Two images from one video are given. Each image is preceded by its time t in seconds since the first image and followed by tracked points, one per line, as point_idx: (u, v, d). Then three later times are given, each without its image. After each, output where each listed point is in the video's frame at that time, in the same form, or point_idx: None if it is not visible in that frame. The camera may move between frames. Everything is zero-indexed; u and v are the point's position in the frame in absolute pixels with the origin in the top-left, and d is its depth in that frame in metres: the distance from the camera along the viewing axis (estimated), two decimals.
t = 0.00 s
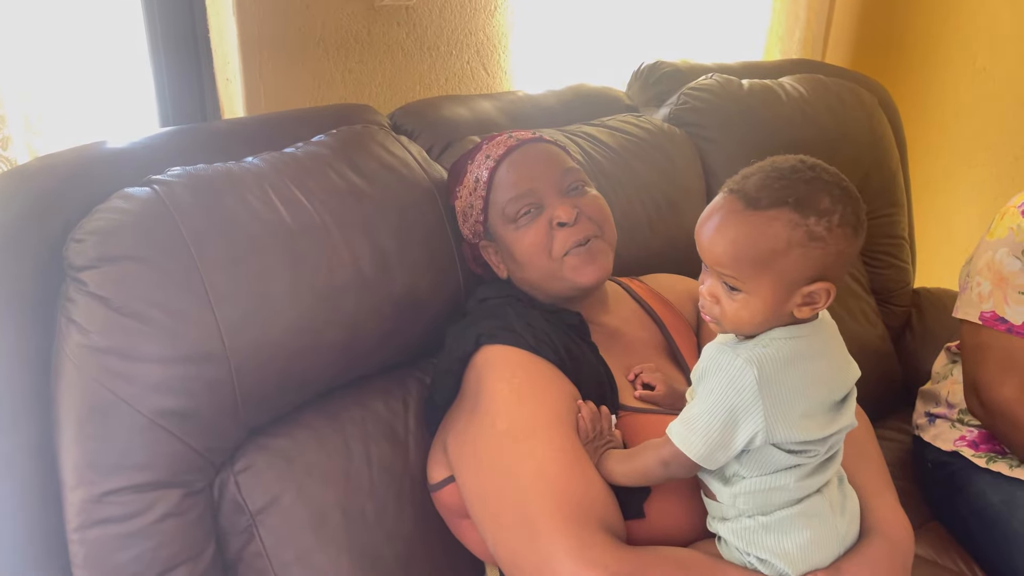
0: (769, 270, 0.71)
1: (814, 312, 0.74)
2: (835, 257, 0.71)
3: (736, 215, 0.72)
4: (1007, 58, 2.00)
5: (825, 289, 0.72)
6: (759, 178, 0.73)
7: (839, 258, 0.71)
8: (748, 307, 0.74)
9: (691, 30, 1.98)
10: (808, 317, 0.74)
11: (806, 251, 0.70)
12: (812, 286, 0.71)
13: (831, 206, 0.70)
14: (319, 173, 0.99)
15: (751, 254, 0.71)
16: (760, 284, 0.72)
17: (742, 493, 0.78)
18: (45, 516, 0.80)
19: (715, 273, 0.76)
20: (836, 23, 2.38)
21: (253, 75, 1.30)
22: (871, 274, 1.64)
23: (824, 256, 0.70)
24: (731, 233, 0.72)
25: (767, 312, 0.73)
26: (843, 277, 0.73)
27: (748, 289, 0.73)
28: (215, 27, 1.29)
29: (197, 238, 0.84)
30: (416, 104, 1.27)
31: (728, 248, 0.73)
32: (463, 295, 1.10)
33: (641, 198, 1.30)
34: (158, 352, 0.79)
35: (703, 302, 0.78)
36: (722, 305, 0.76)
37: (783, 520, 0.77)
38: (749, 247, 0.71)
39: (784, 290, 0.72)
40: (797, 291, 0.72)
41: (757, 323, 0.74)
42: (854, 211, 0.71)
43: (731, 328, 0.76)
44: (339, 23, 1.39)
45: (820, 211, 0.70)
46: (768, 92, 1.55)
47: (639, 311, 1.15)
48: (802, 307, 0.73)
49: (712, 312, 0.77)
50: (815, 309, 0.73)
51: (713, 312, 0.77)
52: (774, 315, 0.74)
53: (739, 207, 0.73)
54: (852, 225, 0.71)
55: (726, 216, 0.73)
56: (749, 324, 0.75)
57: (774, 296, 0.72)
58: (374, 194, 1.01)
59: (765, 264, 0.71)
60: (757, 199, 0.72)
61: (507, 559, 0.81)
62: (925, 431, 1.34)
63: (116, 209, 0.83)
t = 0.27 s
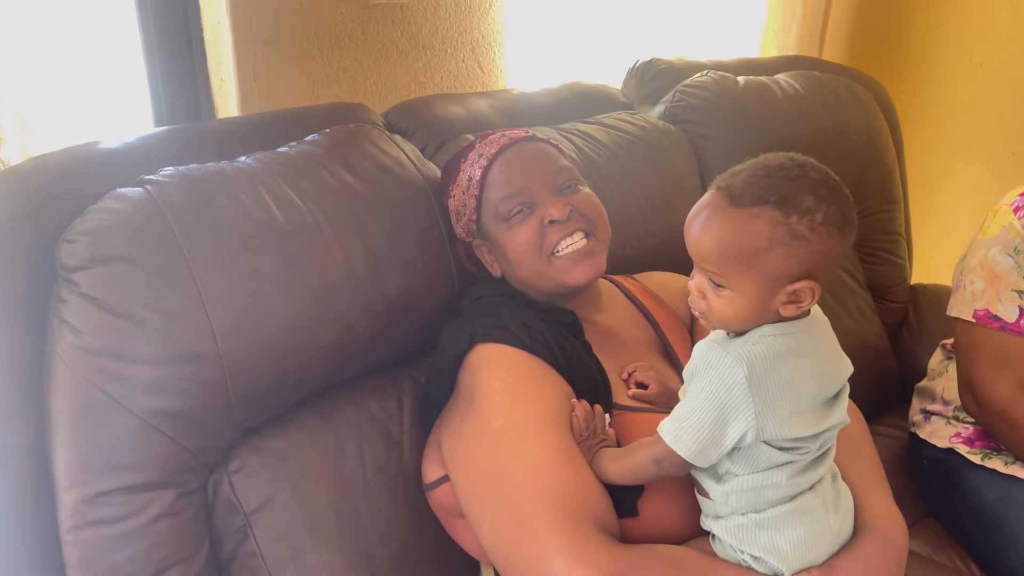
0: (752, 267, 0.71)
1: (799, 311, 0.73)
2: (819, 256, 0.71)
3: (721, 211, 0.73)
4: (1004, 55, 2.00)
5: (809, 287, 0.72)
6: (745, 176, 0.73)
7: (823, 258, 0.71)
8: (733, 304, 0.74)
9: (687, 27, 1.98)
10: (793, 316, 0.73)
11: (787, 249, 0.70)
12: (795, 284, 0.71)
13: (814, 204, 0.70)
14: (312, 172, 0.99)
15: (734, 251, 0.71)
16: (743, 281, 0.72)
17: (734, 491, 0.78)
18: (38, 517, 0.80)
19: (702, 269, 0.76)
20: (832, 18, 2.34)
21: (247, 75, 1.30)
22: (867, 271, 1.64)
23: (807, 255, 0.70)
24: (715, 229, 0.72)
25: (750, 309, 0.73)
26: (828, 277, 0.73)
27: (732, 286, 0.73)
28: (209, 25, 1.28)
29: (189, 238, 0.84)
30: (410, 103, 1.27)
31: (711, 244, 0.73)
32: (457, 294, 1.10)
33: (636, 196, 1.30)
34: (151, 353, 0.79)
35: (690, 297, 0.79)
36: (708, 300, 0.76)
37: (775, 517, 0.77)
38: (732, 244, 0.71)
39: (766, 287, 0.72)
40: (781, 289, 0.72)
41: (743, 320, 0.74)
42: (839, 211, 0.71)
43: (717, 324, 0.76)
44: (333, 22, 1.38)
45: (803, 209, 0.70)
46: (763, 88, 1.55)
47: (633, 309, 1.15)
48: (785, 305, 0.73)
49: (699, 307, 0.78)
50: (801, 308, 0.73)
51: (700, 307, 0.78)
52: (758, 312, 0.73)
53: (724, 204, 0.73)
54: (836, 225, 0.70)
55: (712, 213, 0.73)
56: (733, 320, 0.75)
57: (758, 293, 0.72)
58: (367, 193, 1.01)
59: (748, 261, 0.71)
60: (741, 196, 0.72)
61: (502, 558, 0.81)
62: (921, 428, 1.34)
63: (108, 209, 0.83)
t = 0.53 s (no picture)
0: (751, 264, 0.71)
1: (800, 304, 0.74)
2: (815, 247, 0.71)
3: (714, 210, 0.72)
4: (1001, 50, 1.99)
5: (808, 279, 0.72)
6: (735, 173, 0.73)
7: (818, 248, 0.71)
8: (733, 303, 0.74)
9: (683, 23, 1.97)
10: (794, 309, 0.73)
11: (785, 242, 0.70)
12: (795, 277, 0.71)
13: (807, 196, 0.70)
14: (307, 172, 0.98)
15: (732, 250, 0.71)
16: (743, 279, 0.72)
17: (729, 490, 0.78)
18: (35, 517, 0.81)
19: (698, 271, 0.76)
20: (830, 13, 2.33)
21: (242, 74, 1.29)
22: (864, 267, 1.64)
23: (804, 246, 0.70)
24: (711, 229, 0.72)
25: (752, 306, 0.73)
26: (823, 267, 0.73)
27: (732, 284, 0.73)
28: (203, 24, 1.27)
29: (184, 238, 0.84)
30: (406, 102, 1.27)
31: (708, 244, 0.72)
32: (453, 293, 1.10)
33: (632, 193, 1.30)
34: (147, 353, 0.79)
35: (688, 301, 0.78)
36: (707, 303, 0.76)
37: (770, 515, 0.77)
38: (729, 242, 0.71)
39: (767, 283, 0.72)
40: (782, 283, 0.72)
41: (742, 319, 0.74)
42: (830, 201, 0.71)
43: (717, 326, 0.76)
44: (328, 20, 1.38)
45: (797, 201, 0.70)
46: (759, 85, 1.55)
47: (629, 307, 1.15)
48: (786, 299, 0.73)
49: (698, 309, 0.77)
50: (800, 301, 0.73)
51: (699, 311, 0.77)
52: (759, 309, 0.73)
53: (717, 202, 0.73)
54: (829, 214, 0.71)
55: (705, 213, 0.73)
56: (735, 319, 0.74)
57: (758, 290, 0.72)
58: (363, 192, 1.01)
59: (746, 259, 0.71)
60: (734, 194, 0.72)
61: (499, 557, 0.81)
62: (918, 424, 1.34)
63: (103, 210, 0.83)
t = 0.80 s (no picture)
0: (743, 258, 0.71)
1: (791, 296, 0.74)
2: (806, 240, 0.71)
3: (706, 205, 0.72)
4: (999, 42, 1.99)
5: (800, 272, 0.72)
6: (725, 167, 0.73)
7: (810, 240, 0.71)
8: (725, 297, 0.73)
9: (680, 17, 1.97)
10: (786, 302, 0.74)
11: (777, 235, 0.70)
12: (787, 269, 0.71)
13: (798, 188, 0.70)
14: (301, 168, 0.98)
15: (724, 244, 0.71)
16: (735, 273, 0.72)
17: (724, 483, 0.78)
18: (32, 516, 0.80)
19: (690, 266, 0.75)
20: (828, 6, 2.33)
21: (237, 70, 1.29)
22: (862, 260, 1.64)
23: (796, 239, 0.70)
24: (702, 224, 0.72)
25: (744, 299, 0.73)
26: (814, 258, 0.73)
27: (724, 278, 0.73)
28: (199, 21, 1.27)
29: (178, 235, 0.83)
30: (401, 97, 1.26)
31: (700, 238, 0.72)
32: (449, 289, 1.09)
33: (628, 188, 1.30)
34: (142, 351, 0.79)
35: (679, 295, 0.78)
36: (699, 297, 0.76)
37: (765, 508, 0.77)
38: (722, 236, 0.71)
39: (759, 276, 0.72)
40: (773, 276, 0.72)
41: (734, 313, 0.74)
42: (820, 192, 0.71)
43: (708, 319, 0.76)
44: (323, 16, 1.37)
45: (788, 194, 0.70)
46: (756, 78, 1.55)
47: (626, 302, 1.15)
48: (778, 292, 0.73)
49: (689, 303, 0.77)
50: (791, 294, 0.73)
51: (690, 305, 0.77)
52: (751, 302, 0.73)
53: (708, 197, 0.72)
54: (820, 206, 0.71)
55: (696, 207, 0.73)
56: (726, 313, 0.74)
57: (750, 283, 0.72)
58: (358, 188, 1.00)
59: (738, 253, 0.71)
60: (725, 188, 0.71)
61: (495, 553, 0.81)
62: (915, 417, 1.34)
63: (97, 207, 0.82)
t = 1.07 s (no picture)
0: (750, 255, 0.69)
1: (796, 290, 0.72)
2: (813, 234, 0.69)
3: (710, 201, 0.70)
4: (1001, 24, 1.96)
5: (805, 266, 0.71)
6: (728, 161, 0.70)
7: (816, 233, 0.69)
8: (731, 294, 0.71)
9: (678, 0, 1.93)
10: (791, 296, 0.72)
11: (785, 230, 0.68)
12: (795, 264, 0.69)
13: (804, 181, 0.68)
14: (291, 160, 0.96)
15: (731, 240, 0.69)
16: (742, 269, 0.70)
17: (727, 479, 0.77)
18: (20, 519, 0.79)
19: (693, 263, 0.73)
20: None
21: (226, 60, 1.26)
22: (863, 247, 1.63)
23: (803, 233, 0.69)
24: (707, 220, 0.70)
25: (750, 296, 0.71)
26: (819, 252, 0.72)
27: (729, 276, 0.71)
28: (185, 8, 1.23)
29: (165, 231, 0.81)
30: (394, 86, 1.23)
31: (705, 235, 0.70)
32: (444, 283, 1.08)
33: (626, 177, 1.28)
34: (130, 350, 0.77)
35: (681, 293, 0.76)
36: (702, 295, 0.73)
37: (769, 504, 0.76)
38: (728, 233, 0.69)
39: (766, 272, 0.70)
40: (780, 271, 0.70)
41: (739, 309, 0.72)
42: (825, 184, 0.70)
43: (712, 317, 0.74)
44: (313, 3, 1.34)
45: (795, 187, 0.68)
46: (755, 63, 1.52)
47: (624, 293, 1.13)
48: (784, 287, 0.71)
49: (692, 301, 0.75)
50: (796, 288, 0.71)
51: (693, 303, 0.75)
52: (757, 298, 0.72)
53: (712, 192, 0.70)
54: (825, 198, 0.69)
55: (699, 202, 0.71)
56: (732, 311, 0.72)
57: (757, 280, 0.70)
58: (349, 180, 0.98)
59: (745, 249, 0.69)
60: (730, 183, 0.69)
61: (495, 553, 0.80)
62: (917, 406, 1.33)
63: (81, 204, 0.80)
